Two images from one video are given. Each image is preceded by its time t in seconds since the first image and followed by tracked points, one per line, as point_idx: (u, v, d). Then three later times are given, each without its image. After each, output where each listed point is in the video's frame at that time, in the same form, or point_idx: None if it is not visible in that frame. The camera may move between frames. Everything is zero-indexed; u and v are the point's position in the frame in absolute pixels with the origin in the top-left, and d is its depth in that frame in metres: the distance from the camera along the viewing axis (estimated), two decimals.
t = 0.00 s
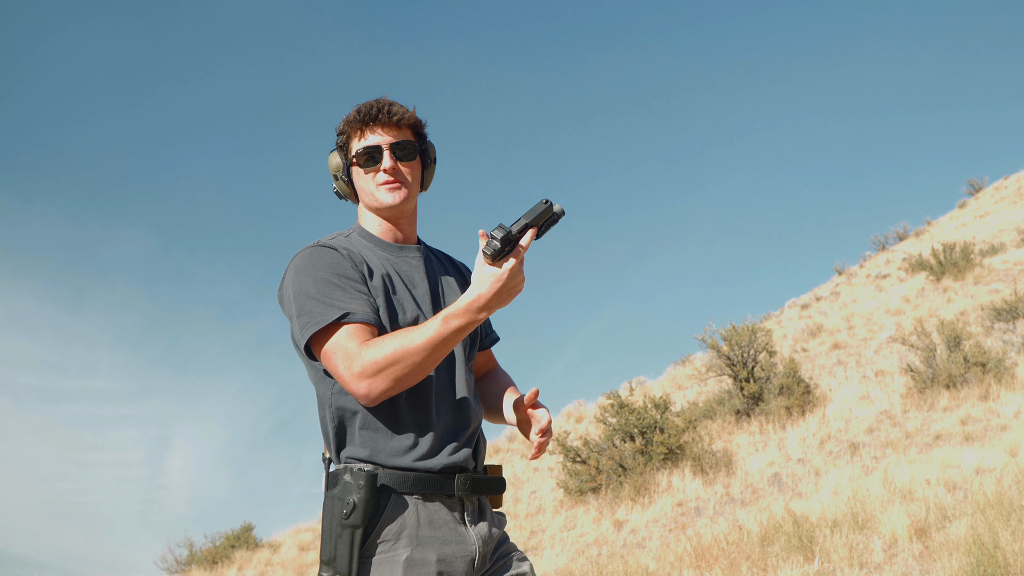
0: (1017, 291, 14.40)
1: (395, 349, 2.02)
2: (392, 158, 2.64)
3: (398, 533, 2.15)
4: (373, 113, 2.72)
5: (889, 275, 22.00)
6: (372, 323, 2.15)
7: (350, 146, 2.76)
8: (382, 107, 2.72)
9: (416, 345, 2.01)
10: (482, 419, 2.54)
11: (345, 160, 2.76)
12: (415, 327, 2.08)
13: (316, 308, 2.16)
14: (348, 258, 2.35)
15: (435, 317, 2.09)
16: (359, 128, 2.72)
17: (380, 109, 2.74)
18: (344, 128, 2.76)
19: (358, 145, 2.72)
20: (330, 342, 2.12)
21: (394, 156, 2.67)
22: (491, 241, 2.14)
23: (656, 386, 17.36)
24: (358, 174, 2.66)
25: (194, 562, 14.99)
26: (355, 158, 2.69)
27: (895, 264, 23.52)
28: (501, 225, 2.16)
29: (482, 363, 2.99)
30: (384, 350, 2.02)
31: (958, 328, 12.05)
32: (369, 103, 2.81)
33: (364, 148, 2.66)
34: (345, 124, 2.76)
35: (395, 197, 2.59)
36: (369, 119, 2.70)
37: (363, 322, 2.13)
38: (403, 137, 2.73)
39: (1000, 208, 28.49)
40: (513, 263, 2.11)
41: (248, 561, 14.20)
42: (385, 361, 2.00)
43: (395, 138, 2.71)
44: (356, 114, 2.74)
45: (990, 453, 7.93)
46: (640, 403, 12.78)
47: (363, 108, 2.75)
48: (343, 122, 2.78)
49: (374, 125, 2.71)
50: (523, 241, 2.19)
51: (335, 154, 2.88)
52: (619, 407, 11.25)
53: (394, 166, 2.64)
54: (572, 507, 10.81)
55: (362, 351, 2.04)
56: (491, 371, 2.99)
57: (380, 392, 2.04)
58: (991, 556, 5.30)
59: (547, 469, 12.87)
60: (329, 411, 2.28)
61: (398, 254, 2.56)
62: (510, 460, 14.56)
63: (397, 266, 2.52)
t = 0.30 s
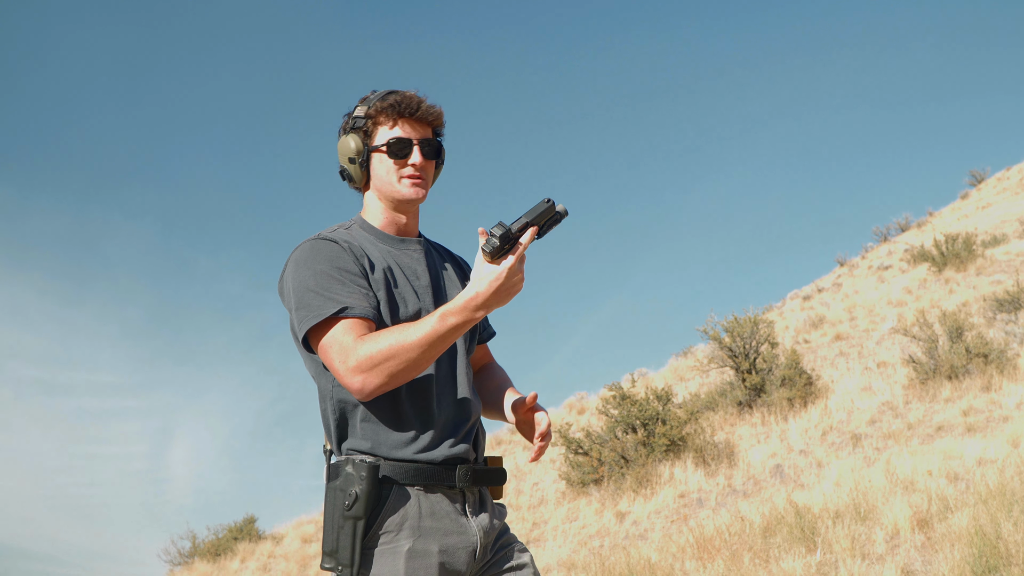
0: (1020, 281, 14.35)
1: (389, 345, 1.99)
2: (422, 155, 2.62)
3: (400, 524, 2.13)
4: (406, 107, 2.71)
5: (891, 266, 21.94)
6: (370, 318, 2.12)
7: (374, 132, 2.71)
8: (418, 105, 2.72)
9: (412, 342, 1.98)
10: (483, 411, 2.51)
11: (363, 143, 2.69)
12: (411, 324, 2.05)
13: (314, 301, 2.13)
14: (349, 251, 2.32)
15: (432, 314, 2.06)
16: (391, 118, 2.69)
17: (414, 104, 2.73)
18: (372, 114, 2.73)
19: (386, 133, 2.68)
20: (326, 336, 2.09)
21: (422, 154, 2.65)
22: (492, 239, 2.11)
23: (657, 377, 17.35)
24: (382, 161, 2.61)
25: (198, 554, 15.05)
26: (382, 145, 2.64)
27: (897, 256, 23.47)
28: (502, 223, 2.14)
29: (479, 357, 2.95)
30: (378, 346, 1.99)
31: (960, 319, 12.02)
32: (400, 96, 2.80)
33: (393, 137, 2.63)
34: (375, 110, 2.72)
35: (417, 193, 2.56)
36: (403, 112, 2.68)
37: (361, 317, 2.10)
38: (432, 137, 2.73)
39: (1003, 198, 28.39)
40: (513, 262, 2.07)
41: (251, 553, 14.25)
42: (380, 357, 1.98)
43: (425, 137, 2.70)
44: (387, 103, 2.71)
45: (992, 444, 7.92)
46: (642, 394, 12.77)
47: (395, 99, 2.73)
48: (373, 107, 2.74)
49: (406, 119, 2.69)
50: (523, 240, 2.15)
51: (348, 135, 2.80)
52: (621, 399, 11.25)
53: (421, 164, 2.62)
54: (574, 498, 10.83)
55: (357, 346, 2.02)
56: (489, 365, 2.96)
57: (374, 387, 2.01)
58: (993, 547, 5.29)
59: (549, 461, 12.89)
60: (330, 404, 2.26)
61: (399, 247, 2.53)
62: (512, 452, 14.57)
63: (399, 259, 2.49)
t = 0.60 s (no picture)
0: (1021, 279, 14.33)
1: (375, 337, 1.97)
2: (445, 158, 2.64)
3: (406, 522, 2.13)
4: (433, 110, 2.73)
5: (891, 264, 21.92)
6: (368, 312, 2.11)
7: (398, 128, 2.70)
8: (444, 108, 2.75)
9: (400, 335, 1.97)
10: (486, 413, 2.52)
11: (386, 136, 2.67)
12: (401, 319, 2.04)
13: (313, 291, 2.12)
14: (356, 245, 2.31)
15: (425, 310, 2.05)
16: (417, 116, 2.70)
17: (440, 106, 2.75)
18: (397, 110, 2.73)
19: (411, 130, 2.68)
20: (319, 325, 2.08)
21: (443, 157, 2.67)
22: (487, 238, 2.21)
23: (658, 375, 17.35)
24: (405, 157, 2.60)
25: (198, 552, 15.05)
26: (406, 141, 2.64)
27: (897, 254, 23.43)
28: (500, 223, 2.23)
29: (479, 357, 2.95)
30: (364, 337, 1.98)
31: (961, 317, 12.01)
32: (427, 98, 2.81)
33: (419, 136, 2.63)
34: (401, 107, 2.72)
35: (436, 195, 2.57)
36: (431, 114, 2.70)
37: (358, 310, 2.09)
38: (454, 143, 2.75)
39: (1003, 196, 28.34)
40: (507, 263, 2.07)
41: (251, 550, 14.26)
42: (366, 348, 1.96)
43: (447, 141, 2.71)
44: (415, 102, 2.72)
45: (993, 442, 7.92)
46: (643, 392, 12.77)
47: (423, 100, 2.75)
48: (400, 103, 2.74)
49: (432, 121, 2.71)
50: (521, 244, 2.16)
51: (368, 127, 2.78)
52: (622, 397, 11.24)
53: (443, 167, 2.63)
54: (575, 496, 10.83)
55: (345, 336, 2.01)
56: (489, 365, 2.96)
57: (360, 380, 1.99)
58: (995, 545, 5.28)
59: (550, 459, 12.89)
60: (333, 401, 2.25)
61: (407, 245, 2.52)
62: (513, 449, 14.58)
63: (405, 256, 2.48)
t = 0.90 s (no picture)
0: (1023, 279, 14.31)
1: (387, 336, 1.99)
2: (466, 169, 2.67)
3: (409, 521, 2.13)
4: (463, 120, 2.74)
5: (894, 264, 21.88)
6: (374, 308, 2.12)
7: (427, 128, 2.70)
8: (474, 120, 2.77)
9: (412, 335, 2.00)
10: (491, 408, 2.51)
11: (412, 133, 2.66)
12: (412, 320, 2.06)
13: (321, 287, 2.12)
14: (362, 241, 2.32)
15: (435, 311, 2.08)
16: (447, 121, 2.71)
17: (470, 117, 2.77)
18: (428, 112, 2.73)
19: (438, 133, 2.68)
20: (328, 322, 2.08)
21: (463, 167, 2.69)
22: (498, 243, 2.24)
23: (660, 375, 17.35)
24: (428, 159, 2.60)
25: (200, 551, 15.07)
26: (432, 143, 2.64)
27: (899, 254, 23.41)
28: (509, 228, 2.26)
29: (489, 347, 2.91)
30: (375, 335, 1.99)
31: (963, 317, 11.99)
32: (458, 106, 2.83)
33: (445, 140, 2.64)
34: (433, 111, 2.72)
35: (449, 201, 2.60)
36: (462, 123, 2.72)
37: (365, 306, 2.09)
38: (474, 156, 2.77)
39: (1006, 197, 28.27)
40: (518, 268, 2.12)
41: (253, 549, 14.28)
42: (378, 347, 1.97)
43: (470, 151, 2.73)
44: (448, 109, 2.73)
45: (995, 442, 7.91)
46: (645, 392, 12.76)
47: (454, 108, 2.76)
48: (431, 105, 2.75)
49: (461, 131, 2.73)
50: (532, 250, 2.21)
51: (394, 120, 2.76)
52: (623, 396, 11.24)
53: (461, 177, 2.66)
54: (577, 495, 10.84)
55: (355, 334, 2.01)
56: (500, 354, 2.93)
57: (369, 378, 2.00)
58: (997, 545, 5.27)
59: (551, 459, 12.90)
60: (338, 400, 2.25)
61: (411, 241, 2.52)
62: (514, 449, 14.59)
63: (410, 253, 2.48)
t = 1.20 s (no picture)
0: None
1: (412, 350, 1.99)
2: (474, 192, 2.68)
3: (417, 518, 2.13)
4: (491, 146, 2.69)
5: (897, 262, 21.83)
6: (390, 312, 2.11)
7: (454, 143, 2.62)
8: (500, 147, 2.72)
9: (436, 349, 2.00)
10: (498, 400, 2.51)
11: (437, 141, 2.59)
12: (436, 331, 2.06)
13: (335, 293, 2.11)
14: (371, 240, 2.31)
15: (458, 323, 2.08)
16: (474, 142, 2.64)
17: (496, 144, 2.72)
18: (460, 125, 2.64)
19: (462, 153, 2.63)
20: (346, 328, 2.08)
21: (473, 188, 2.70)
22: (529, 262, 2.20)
23: (663, 372, 17.34)
24: (445, 175, 2.58)
25: (204, 547, 15.12)
26: (453, 162, 2.60)
27: (903, 251, 23.35)
28: (542, 250, 2.21)
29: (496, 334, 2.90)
30: (400, 349, 1.99)
31: (968, 315, 11.96)
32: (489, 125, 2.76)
33: (466, 160, 2.61)
34: (466, 128, 2.63)
35: (450, 214, 2.63)
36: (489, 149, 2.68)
37: (380, 311, 2.09)
38: (486, 177, 2.78)
39: (1010, 194, 28.19)
40: (540, 289, 2.11)
41: (257, 546, 14.33)
42: (401, 360, 1.98)
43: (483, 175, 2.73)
44: (479, 130, 2.66)
45: (999, 440, 7.89)
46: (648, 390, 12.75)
47: (486, 130, 2.69)
48: (463, 120, 2.65)
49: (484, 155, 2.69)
50: (558, 270, 2.19)
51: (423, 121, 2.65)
52: (627, 394, 11.24)
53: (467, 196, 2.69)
54: (580, 493, 10.85)
55: (379, 344, 2.01)
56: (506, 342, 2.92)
57: (391, 388, 2.02)
58: (1001, 544, 5.26)
59: (555, 456, 12.90)
60: (348, 398, 2.25)
61: (417, 235, 2.53)
62: (517, 446, 14.60)
63: (418, 248, 2.48)
